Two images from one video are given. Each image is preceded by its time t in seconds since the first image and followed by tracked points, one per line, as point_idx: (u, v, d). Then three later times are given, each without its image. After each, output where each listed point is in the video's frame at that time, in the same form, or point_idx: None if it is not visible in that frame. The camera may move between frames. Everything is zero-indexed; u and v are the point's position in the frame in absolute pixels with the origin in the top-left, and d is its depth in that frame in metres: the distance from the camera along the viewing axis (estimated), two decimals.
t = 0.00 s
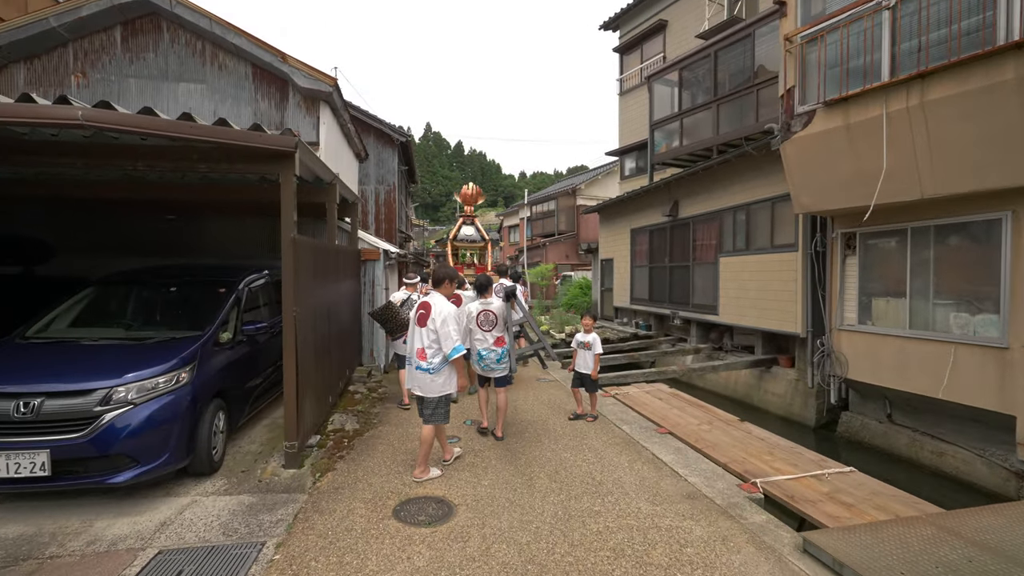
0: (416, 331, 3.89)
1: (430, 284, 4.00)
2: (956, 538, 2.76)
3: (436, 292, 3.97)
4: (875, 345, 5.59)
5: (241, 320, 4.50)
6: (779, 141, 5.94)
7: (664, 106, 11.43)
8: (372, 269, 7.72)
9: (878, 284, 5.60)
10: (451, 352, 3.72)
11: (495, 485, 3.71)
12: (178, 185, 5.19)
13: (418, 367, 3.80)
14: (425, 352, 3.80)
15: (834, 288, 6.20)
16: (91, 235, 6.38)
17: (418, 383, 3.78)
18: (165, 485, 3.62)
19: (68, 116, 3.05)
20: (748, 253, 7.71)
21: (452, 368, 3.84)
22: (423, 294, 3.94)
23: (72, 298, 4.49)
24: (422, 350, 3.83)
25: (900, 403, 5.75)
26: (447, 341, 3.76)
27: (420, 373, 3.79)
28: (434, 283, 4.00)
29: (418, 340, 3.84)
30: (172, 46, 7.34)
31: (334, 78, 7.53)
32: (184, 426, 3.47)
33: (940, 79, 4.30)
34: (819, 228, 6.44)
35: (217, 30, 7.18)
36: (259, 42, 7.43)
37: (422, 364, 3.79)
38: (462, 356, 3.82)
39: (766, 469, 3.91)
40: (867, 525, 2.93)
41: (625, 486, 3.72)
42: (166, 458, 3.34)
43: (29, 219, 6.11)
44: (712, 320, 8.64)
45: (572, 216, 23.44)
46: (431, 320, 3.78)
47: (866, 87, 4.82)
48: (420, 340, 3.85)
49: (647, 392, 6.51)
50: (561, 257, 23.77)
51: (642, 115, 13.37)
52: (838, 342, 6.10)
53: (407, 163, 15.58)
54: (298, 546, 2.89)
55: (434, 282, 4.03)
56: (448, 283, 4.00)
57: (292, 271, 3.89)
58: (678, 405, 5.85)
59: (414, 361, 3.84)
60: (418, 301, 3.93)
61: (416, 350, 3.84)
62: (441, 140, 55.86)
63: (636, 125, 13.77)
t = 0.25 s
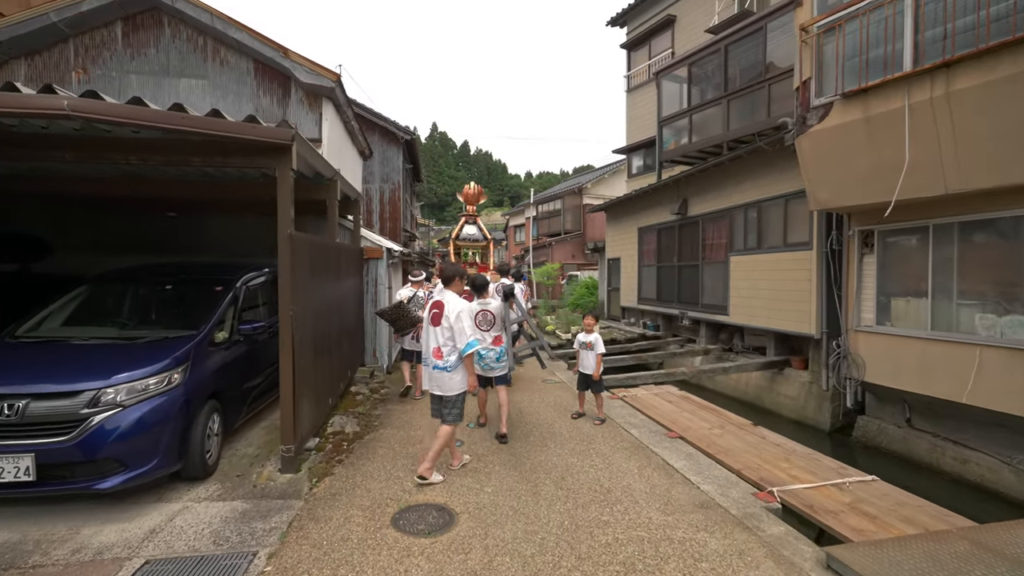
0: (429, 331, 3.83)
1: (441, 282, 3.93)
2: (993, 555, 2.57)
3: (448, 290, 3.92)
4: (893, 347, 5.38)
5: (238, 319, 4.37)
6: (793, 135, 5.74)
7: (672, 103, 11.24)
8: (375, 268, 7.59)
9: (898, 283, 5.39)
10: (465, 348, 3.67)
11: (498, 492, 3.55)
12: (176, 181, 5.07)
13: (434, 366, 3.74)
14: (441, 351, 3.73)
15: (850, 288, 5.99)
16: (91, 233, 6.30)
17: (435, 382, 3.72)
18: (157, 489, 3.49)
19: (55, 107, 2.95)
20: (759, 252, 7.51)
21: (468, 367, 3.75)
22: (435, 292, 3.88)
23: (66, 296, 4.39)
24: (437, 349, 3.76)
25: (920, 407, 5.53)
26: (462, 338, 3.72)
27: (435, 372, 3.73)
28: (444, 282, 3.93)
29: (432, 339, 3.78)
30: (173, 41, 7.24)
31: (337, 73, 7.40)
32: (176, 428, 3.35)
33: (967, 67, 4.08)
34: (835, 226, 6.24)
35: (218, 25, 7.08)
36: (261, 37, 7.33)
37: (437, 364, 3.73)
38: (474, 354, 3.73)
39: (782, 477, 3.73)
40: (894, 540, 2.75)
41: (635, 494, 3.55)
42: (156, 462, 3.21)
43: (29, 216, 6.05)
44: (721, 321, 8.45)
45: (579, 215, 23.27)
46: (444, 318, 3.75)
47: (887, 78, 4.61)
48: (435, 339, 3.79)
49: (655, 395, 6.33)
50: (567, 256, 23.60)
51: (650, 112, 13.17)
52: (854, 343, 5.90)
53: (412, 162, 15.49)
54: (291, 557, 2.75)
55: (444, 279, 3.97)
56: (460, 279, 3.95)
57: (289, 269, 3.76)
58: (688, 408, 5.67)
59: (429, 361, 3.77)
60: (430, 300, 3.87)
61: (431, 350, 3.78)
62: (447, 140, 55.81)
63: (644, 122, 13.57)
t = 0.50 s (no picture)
0: (444, 331, 3.81)
1: (454, 282, 3.92)
2: None
3: (462, 289, 3.88)
4: (916, 350, 5.15)
5: (235, 321, 4.23)
6: (811, 130, 5.53)
7: (682, 99, 11.02)
8: (378, 268, 7.44)
9: (921, 284, 5.17)
10: (480, 347, 3.62)
11: (503, 503, 3.38)
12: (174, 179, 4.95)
13: (450, 367, 3.73)
14: (457, 352, 3.72)
15: (869, 288, 5.77)
16: (91, 232, 6.21)
17: (453, 383, 3.73)
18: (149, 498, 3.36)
19: (39, 99, 2.82)
20: (773, 252, 7.29)
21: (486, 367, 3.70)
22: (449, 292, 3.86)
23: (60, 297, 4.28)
24: (452, 350, 3.76)
25: (944, 413, 5.30)
26: (476, 336, 3.66)
27: (452, 373, 3.73)
28: (457, 281, 3.91)
29: (448, 340, 3.76)
30: (174, 38, 7.15)
31: (340, 70, 7.28)
32: (169, 435, 3.21)
33: (999, 56, 3.86)
34: (854, 224, 6.01)
35: (220, 21, 6.98)
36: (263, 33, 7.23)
37: (454, 364, 3.72)
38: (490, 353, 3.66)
39: (803, 488, 3.54)
40: (929, 561, 2.55)
41: (647, 506, 3.37)
42: (146, 471, 3.08)
43: (28, 215, 5.97)
44: (733, 322, 8.24)
45: (586, 214, 23.05)
46: (458, 318, 3.71)
47: (912, 68, 4.39)
48: (450, 339, 3.77)
49: (666, 398, 6.14)
50: (574, 256, 23.38)
51: (659, 109, 12.95)
52: (874, 346, 5.67)
53: (417, 161, 15.36)
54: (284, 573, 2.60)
55: (457, 279, 3.94)
56: (472, 277, 3.91)
57: (287, 270, 3.62)
58: (700, 412, 5.48)
59: (445, 361, 3.76)
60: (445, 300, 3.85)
61: (447, 350, 3.77)
62: (454, 140, 55.68)
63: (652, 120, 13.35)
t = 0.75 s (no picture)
0: (460, 333, 3.79)
1: (470, 283, 3.87)
2: None
3: (478, 291, 3.84)
4: (936, 353, 4.95)
5: (229, 323, 4.10)
6: (825, 125, 5.34)
7: (689, 96, 10.83)
8: (380, 268, 7.31)
9: (942, 285, 4.97)
10: (497, 349, 3.62)
11: (506, 515, 3.23)
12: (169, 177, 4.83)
13: (465, 369, 3.70)
14: (472, 354, 3.69)
15: (886, 289, 5.57)
16: (88, 232, 6.11)
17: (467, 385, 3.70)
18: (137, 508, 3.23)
19: (17, 90, 2.70)
20: (784, 251, 7.09)
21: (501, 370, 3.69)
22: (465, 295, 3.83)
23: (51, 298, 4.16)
24: (467, 352, 3.73)
25: (966, 419, 5.09)
26: (493, 339, 3.65)
27: (467, 375, 3.69)
28: (473, 284, 3.85)
29: (463, 342, 3.73)
30: (173, 34, 7.04)
31: (341, 66, 7.16)
32: (156, 443, 3.08)
33: None
34: (871, 222, 5.82)
35: (219, 17, 6.87)
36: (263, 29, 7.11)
37: (469, 366, 3.69)
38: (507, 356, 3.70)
39: (823, 500, 3.36)
40: None
41: (658, 518, 3.20)
42: (133, 480, 2.95)
43: (25, 215, 5.89)
44: (742, 323, 8.05)
45: (591, 214, 22.85)
46: (475, 320, 3.68)
47: (934, 59, 4.19)
48: (464, 342, 3.73)
49: (675, 402, 5.97)
50: (579, 255, 23.20)
51: (665, 106, 12.75)
52: (891, 349, 5.47)
53: (421, 161, 15.23)
54: None
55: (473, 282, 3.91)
56: (488, 282, 3.89)
57: (281, 270, 3.48)
58: (710, 417, 5.30)
59: (459, 364, 3.72)
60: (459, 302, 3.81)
61: (462, 352, 3.74)
62: (458, 139, 55.58)
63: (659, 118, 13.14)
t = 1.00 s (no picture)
0: (479, 331, 3.85)
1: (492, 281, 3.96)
2: None
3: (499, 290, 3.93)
4: (954, 354, 4.76)
5: (219, 324, 3.96)
6: (837, 118, 5.15)
7: (695, 92, 10.64)
8: (379, 267, 7.16)
9: (961, 284, 4.77)
10: (519, 350, 3.70)
11: (505, 526, 3.06)
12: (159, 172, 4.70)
13: (484, 367, 3.77)
14: (492, 353, 3.78)
15: (900, 288, 5.37)
16: (80, 230, 6.00)
17: (486, 383, 3.78)
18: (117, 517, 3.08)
19: None
20: (793, 250, 6.90)
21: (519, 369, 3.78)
22: (485, 293, 3.89)
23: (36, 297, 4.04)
24: (485, 350, 3.81)
25: (985, 423, 4.90)
26: (514, 339, 3.73)
27: (486, 374, 3.77)
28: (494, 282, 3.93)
29: (483, 340, 3.80)
30: (168, 29, 6.92)
31: (338, 61, 7.01)
32: (136, 449, 2.93)
33: None
34: (885, 219, 5.62)
35: (214, 11, 6.74)
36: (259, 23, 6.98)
37: (488, 364, 3.77)
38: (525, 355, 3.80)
39: (839, 511, 3.18)
40: None
41: (665, 529, 3.03)
42: (112, 489, 2.81)
43: (17, 212, 5.77)
44: (749, 323, 7.86)
45: (594, 212, 22.66)
46: (495, 319, 3.77)
47: (953, 47, 4.00)
48: (484, 340, 3.81)
49: (681, 405, 5.79)
50: (582, 255, 23.01)
51: (670, 103, 12.56)
52: (906, 350, 5.28)
53: (422, 159, 15.09)
54: None
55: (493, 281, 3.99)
56: (508, 281, 3.98)
57: (270, 268, 3.33)
58: (718, 421, 5.13)
59: (477, 362, 3.81)
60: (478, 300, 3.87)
61: (482, 350, 3.81)
62: (461, 139, 55.42)
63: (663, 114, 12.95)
